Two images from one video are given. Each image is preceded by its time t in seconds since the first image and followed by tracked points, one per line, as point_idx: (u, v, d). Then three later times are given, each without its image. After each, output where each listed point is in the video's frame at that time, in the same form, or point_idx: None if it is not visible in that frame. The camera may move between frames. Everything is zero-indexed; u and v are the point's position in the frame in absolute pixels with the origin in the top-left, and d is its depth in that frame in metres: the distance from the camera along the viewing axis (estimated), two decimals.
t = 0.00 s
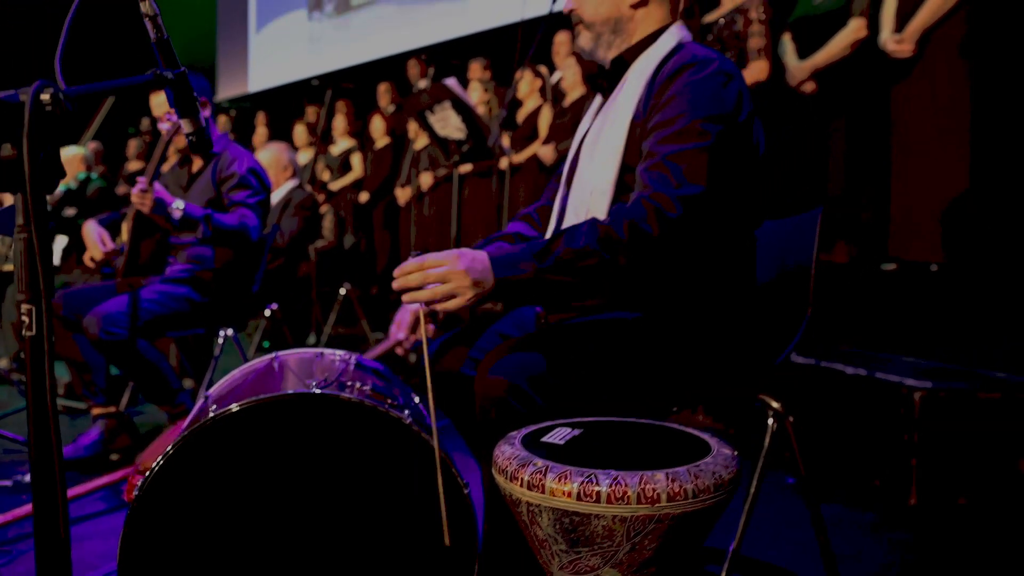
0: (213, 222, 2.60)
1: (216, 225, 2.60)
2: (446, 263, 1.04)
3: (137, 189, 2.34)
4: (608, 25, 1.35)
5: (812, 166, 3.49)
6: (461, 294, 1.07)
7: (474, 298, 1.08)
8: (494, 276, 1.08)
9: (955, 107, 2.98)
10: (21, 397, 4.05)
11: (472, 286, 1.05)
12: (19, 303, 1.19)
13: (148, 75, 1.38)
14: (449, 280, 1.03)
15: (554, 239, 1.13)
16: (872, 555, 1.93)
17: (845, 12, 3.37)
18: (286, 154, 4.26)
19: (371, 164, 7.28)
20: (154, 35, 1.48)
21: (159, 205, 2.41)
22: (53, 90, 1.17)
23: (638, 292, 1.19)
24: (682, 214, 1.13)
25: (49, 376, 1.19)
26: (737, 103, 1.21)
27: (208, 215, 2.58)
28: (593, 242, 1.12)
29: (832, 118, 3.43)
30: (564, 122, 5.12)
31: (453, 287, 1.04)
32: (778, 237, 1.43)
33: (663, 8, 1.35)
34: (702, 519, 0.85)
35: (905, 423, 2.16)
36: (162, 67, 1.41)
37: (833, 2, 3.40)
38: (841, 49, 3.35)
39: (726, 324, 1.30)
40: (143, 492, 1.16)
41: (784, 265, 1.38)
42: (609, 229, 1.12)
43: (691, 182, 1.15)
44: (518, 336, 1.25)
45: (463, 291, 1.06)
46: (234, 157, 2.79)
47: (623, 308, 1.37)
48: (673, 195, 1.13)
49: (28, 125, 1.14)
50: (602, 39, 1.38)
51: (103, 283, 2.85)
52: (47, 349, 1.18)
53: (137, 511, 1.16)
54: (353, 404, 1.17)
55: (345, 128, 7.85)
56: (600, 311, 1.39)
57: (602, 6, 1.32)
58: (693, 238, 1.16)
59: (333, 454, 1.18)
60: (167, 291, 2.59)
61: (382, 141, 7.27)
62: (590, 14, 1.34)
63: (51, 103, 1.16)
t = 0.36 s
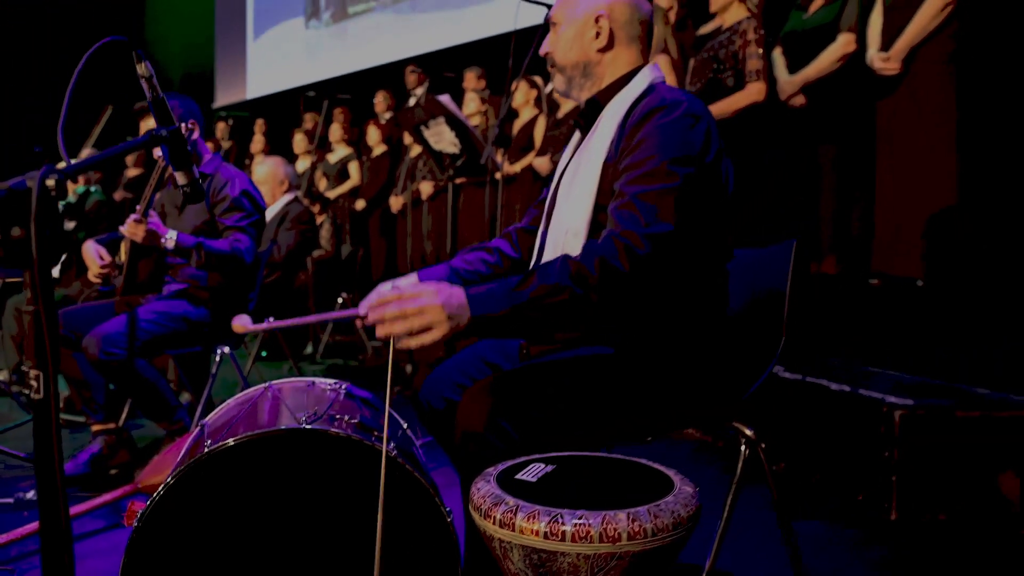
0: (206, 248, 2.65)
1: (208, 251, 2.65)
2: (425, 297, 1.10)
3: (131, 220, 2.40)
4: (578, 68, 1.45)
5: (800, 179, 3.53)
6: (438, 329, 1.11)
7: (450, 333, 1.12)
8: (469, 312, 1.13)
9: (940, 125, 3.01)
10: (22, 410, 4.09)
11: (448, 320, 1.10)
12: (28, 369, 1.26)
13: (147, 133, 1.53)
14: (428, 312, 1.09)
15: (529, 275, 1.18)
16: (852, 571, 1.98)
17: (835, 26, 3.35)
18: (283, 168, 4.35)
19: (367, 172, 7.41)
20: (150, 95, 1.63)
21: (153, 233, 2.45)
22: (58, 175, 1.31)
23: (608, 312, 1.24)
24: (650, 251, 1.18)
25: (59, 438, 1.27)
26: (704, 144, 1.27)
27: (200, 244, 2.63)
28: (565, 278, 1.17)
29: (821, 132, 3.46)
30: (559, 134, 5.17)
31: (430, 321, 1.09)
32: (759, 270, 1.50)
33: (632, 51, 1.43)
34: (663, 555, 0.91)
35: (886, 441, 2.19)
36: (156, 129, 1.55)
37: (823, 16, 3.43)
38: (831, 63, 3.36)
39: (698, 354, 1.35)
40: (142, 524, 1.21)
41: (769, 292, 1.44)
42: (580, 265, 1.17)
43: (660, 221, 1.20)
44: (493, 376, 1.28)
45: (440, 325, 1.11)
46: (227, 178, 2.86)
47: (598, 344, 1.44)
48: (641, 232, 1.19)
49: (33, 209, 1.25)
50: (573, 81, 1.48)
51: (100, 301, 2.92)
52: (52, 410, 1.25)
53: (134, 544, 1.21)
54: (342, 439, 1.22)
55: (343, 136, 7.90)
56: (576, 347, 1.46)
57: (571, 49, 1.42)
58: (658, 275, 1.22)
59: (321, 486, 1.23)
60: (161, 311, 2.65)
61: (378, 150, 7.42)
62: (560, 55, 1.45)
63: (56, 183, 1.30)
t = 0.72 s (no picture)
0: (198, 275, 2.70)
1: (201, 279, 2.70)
2: (411, 336, 1.16)
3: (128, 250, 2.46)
4: (558, 119, 1.54)
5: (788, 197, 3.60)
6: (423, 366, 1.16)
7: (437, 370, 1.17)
8: (454, 350, 1.18)
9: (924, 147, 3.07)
10: (26, 422, 4.16)
11: (433, 356, 1.15)
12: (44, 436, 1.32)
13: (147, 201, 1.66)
14: (413, 349, 1.14)
15: (510, 316, 1.24)
16: None
17: (821, 46, 3.46)
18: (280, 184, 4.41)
19: (366, 182, 7.45)
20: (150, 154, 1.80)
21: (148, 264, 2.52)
22: (70, 263, 1.35)
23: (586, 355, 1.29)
24: (628, 296, 1.24)
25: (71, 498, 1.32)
26: (681, 191, 1.33)
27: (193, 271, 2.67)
28: (544, 321, 1.22)
29: (807, 151, 3.53)
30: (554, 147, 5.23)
31: (416, 358, 1.14)
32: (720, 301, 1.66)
33: (607, 98, 1.52)
34: None
35: (864, 461, 2.26)
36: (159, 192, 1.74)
37: (811, 37, 3.51)
38: (816, 84, 3.47)
39: (671, 397, 1.41)
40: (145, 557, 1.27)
41: (731, 320, 1.61)
42: (559, 309, 1.23)
43: (637, 265, 1.26)
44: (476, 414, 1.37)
45: (425, 362, 1.15)
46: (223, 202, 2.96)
47: (580, 384, 1.51)
48: (619, 278, 1.24)
49: (49, 295, 1.29)
50: (556, 133, 1.56)
51: (103, 321, 3.01)
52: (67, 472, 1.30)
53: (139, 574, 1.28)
54: (333, 477, 1.29)
55: (342, 146, 7.95)
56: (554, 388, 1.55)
57: (550, 102, 1.51)
58: (635, 319, 1.27)
59: (315, 521, 1.30)
60: (161, 334, 2.73)
61: (377, 160, 7.43)
62: (540, 109, 1.54)
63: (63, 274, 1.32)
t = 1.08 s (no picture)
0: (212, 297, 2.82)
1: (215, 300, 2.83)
2: (420, 389, 1.25)
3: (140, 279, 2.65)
4: (560, 163, 1.59)
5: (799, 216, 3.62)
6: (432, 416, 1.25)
7: (445, 421, 1.26)
8: (460, 403, 1.26)
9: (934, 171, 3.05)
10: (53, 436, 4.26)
11: (441, 409, 1.24)
12: (71, 504, 1.33)
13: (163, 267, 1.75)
14: (421, 402, 1.23)
15: (516, 371, 1.31)
16: None
17: (834, 68, 3.46)
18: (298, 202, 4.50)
19: (384, 193, 7.53)
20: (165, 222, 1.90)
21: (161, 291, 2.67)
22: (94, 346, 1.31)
23: (592, 423, 1.34)
24: (627, 354, 1.29)
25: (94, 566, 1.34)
26: (677, 248, 1.36)
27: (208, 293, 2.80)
28: (549, 376, 1.29)
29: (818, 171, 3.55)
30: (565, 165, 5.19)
31: (424, 410, 1.23)
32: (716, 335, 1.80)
33: (610, 148, 1.57)
34: None
35: (867, 489, 2.30)
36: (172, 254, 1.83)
37: (822, 58, 3.54)
38: (831, 104, 3.42)
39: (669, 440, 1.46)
40: None
41: (734, 349, 1.74)
42: (562, 365, 1.29)
43: (635, 323, 1.30)
44: (473, 464, 1.43)
45: (433, 413, 1.24)
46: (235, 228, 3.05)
47: (576, 432, 1.55)
48: (619, 336, 1.29)
49: (72, 381, 1.27)
50: (557, 176, 1.62)
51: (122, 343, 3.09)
52: (91, 544, 1.31)
53: None
54: (342, 520, 1.36)
55: (361, 156, 8.04)
56: (543, 436, 1.60)
57: (554, 145, 1.57)
58: (637, 376, 1.32)
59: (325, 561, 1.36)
60: (181, 358, 2.83)
61: (395, 170, 7.50)
62: (545, 150, 1.59)
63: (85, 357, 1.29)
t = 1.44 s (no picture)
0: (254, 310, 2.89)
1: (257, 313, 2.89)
2: (445, 435, 1.29)
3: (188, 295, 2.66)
4: (582, 200, 1.62)
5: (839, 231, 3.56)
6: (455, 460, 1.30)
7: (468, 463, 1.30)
8: (483, 445, 1.29)
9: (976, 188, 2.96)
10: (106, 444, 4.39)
11: (464, 452, 1.28)
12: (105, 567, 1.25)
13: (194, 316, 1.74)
14: (445, 446, 1.27)
15: (536, 415, 1.33)
16: None
17: (879, 81, 3.42)
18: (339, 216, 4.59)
19: (426, 201, 7.56)
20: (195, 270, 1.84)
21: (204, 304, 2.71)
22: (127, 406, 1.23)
23: (612, 458, 1.37)
24: (645, 398, 1.30)
25: None
26: (698, 286, 1.38)
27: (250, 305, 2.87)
28: (569, 422, 1.31)
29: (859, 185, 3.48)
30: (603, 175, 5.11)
31: (448, 453, 1.28)
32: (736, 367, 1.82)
33: (631, 185, 1.59)
34: None
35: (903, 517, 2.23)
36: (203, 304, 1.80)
37: (867, 70, 3.50)
38: (873, 119, 3.40)
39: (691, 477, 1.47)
40: None
41: (754, 379, 1.75)
42: (582, 410, 1.31)
43: (654, 367, 1.31)
44: (491, 503, 1.47)
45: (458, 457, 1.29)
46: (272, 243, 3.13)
47: (597, 468, 1.58)
48: (637, 380, 1.30)
49: (105, 443, 1.19)
50: (580, 212, 1.65)
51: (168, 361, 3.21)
52: None
53: None
54: (368, 555, 1.40)
55: (404, 164, 8.12)
56: (564, 472, 1.63)
57: (576, 182, 1.60)
58: (657, 420, 1.33)
59: None
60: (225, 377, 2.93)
61: (437, 178, 7.54)
62: (568, 187, 1.63)
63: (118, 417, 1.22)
